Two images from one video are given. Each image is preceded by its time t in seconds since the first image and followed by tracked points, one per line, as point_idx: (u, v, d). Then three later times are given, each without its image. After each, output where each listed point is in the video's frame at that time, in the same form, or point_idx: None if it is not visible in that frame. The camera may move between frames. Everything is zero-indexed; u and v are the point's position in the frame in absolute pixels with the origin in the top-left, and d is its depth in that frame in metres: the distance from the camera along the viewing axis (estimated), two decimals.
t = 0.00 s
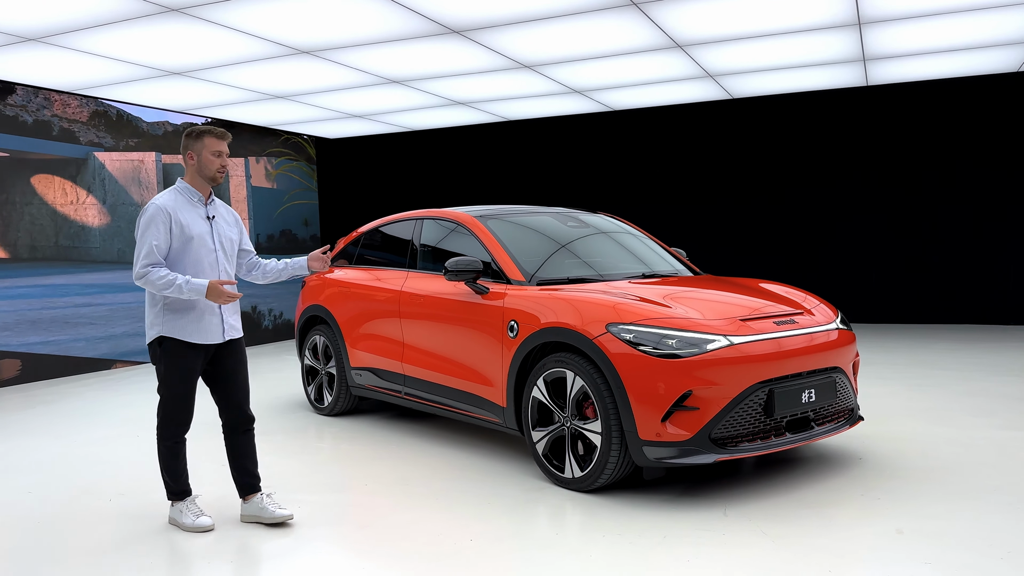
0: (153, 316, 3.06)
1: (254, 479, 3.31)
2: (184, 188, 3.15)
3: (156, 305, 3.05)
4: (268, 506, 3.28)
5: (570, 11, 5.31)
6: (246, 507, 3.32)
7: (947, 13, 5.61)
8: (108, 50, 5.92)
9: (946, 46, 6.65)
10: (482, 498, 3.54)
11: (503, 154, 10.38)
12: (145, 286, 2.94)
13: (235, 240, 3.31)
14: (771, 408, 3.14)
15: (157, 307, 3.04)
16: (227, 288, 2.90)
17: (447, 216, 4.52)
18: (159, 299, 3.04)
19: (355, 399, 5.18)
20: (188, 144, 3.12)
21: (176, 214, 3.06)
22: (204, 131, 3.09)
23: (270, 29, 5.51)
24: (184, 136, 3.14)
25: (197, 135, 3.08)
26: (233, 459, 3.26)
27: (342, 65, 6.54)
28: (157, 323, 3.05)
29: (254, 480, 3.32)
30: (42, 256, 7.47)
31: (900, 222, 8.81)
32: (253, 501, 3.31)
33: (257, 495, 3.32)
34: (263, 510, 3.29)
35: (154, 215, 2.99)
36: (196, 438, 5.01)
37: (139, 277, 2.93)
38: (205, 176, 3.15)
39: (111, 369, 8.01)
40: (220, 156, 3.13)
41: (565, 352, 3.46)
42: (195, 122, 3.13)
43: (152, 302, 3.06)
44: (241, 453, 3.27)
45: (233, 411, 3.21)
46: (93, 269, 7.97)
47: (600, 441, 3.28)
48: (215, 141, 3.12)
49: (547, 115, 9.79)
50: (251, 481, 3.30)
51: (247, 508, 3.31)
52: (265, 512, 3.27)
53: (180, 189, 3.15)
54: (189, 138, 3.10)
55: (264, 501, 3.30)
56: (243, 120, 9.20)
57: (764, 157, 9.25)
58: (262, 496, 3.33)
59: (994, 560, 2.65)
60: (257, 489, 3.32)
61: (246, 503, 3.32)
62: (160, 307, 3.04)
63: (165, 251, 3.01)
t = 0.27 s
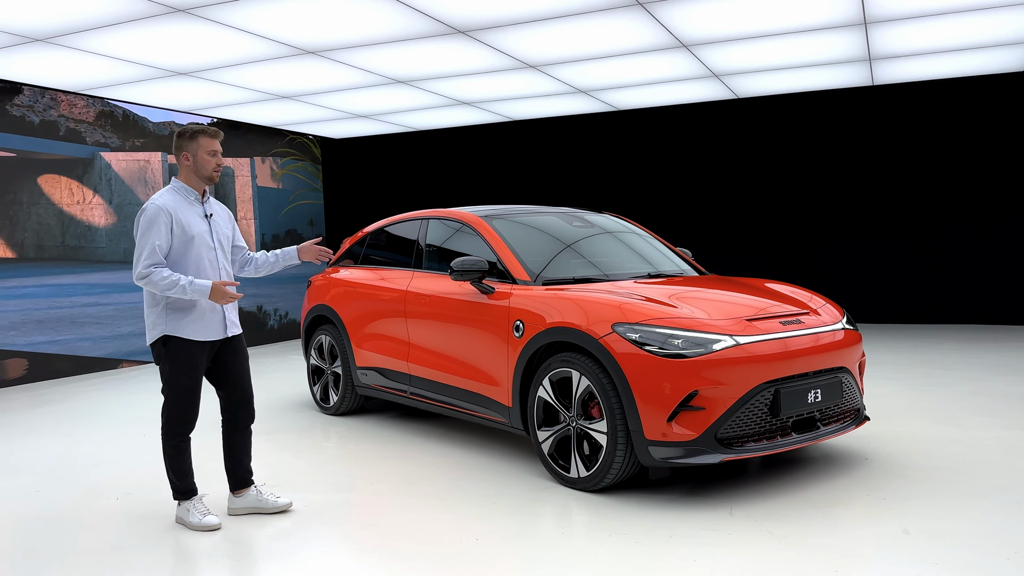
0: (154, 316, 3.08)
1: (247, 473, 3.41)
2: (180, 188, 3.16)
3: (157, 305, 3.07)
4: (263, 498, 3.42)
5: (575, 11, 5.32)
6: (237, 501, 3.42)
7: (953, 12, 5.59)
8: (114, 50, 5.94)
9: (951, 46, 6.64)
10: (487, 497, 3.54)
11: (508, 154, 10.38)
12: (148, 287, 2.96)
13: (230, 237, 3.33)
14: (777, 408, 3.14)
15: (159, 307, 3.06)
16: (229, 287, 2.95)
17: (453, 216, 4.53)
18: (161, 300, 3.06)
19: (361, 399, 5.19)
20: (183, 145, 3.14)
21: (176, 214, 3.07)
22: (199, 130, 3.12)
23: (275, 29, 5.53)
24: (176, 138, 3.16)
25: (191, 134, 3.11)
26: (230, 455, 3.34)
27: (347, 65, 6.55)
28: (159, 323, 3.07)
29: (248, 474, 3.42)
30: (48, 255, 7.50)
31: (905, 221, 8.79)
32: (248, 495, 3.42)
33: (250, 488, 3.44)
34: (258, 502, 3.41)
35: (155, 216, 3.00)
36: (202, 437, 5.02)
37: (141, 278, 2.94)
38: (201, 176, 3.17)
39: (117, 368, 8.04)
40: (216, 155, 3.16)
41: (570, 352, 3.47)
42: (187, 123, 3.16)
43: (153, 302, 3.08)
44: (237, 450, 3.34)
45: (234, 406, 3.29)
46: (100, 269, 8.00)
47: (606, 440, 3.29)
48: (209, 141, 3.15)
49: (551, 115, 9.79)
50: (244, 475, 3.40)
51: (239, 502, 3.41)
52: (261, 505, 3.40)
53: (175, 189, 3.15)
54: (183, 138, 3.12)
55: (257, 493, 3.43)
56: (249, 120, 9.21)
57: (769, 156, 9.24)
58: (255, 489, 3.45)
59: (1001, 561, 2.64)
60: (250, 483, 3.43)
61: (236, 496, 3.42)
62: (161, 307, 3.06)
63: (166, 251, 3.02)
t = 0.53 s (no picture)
0: (169, 315, 3.08)
1: (226, 470, 3.50)
2: (187, 188, 3.17)
3: (172, 304, 3.08)
4: (240, 494, 3.53)
5: (580, 11, 5.32)
6: (214, 495, 3.51)
7: (960, 12, 5.57)
8: (120, 51, 5.96)
9: (957, 45, 6.62)
10: (493, 498, 3.54)
11: (512, 155, 10.38)
12: (164, 286, 2.96)
13: (236, 236, 3.35)
14: (783, 409, 3.13)
15: (174, 306, 3.08)
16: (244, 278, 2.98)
17: (457, 216, 4.53)
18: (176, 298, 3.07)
19: (366, 399, 5.19)
20: (186, 146, 3.14)
21: (186, 215, 3.08)
22: (200, 130, 3.12)
23: (281, 30, 5.54)
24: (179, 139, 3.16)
25: (193, 135, 3.11)
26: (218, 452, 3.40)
27: (352, 66, 6.56)
28: (175, 322, 3.08)
29: (226, 471, 3.50)
30: (54, 256, 7.53)
31: (911, 221, 8.77)
32: (226, 490, 3.52)
33: (227, 484, 3.53)
34: (235, 498, 3.52)
35: (167, 216, 3.01)
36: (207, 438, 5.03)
37: (157, 278, 2.94)
38: (206, 175, 3.18)
39: (123, 368, 8.06)
40: (218, 154, 3.17)
41: (575, 353, 3.46)
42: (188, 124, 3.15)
43: (166, 301, 3.09)
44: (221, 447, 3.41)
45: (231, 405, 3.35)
46: (105, 269, 8.02)
47: (611, 441, 3.28)
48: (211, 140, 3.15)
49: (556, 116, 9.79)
50: (223, 472, 3.49)
51: (216, 497, 3.51)
52: (240, 500, 3.51)
53: (182, 189, 3.17)
54: (186, 140, 3.13)
55: (234, 489, 3.54)
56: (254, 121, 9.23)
57: (775, 156, 9.22)
58: (232, 485, 3.55)
59: (1009, 562, 2.63)
60: (227, 480, 3.52)
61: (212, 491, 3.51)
62: (176, 305, 3.08)
63: (180, 250, 3.04)
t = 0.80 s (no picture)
0: (180, 313, 3.09)
1: (230, 470, 3.51)
2: (203, 189, 3.18)
3: (183, 302, 3.09)
4: (244, 494, 3.54)
5: (584, 12, 5.32)
6: (219, 496, 3.52)
7: (965, 12, 5.56)
8: (125, 52, 5.98)
9: (961, 46, 6.61)
10: (497, 499, 3.54)
11: (516, 155, 10.38)
12: (177, 285, 2.97)
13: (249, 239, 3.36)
14: (788, 410, 3.12)
15: (185, 304, 3.08)
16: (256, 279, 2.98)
17: (462, 217, 4.53)
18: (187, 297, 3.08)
19: (370, 400, 5.19)
20: (202, 148, 3.16)
21: (202, 215, 3.09)
22: (218, 132, 3.16)
23: (286, 31, 5.54)
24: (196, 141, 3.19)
25: (211, 137, 3.14)
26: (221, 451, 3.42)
27: (356, 67, 6.57)
28: (185, 320, 3.08)
29: (229, 471, 3.50)
30: (59, 257, 7.55)
31: (916, 222, 8.75)
32: (229, 491, 3.52)
33: (230, 485, 3.54)
34: (238, 498, 3.53)
35: (183, 216, 3.02)
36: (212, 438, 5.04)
37: (170, 276, 2.95)
38: (222, 177, 3.20)
39: (128, 369, 8.08)
40: (235, 156, 3.20)
41: (579, 354, 3.46)
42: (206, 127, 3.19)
43: (177, 299, 3.10)
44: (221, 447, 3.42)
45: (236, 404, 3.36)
46: (110, 270, 8.04)
47: (615, 442, 3.28)
48: (228, 142, 3.19)
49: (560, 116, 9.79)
50: (226, 472, 3.49)
51: (219, 497, 3.51)
52: (243, 500, 3.52)
53: (198, 190, 3.18)
54: (203, 142, 3.15)
55: (238, 490, 3.54)
56: (259, 122, 9.24)
57: (779, 157, 9.21)
58: (235, 486, 3.56)
59: (1015, 564, 2.62)
60: (231, 481, 3.52)
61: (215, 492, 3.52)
62: (187, 303, 3.08)
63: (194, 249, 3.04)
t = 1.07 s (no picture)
0: (187, 312, 3.11)
1: (233, 471, 3.50)
2: (214, 191, 3.19)
3: (190, 301, 3.10)
4: (247, 496, 3.54)
5: (588, 13, 5.31)
6: (223, 497, 3.52)
7: (969, 13, 5.55)
8: (128, 54, 5.99)
9: (964, 47, 6.60)
10: (500, 500, 3.53)
11: (519, 156, 10.38)
12: (184, 284, 2.97)
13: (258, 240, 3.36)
14: (791, 411, 3.12)
15: (192, 303, 3.10)
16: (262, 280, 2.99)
17: (465, 218, 4.53)
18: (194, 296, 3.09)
19: (373, 401, 5.19)
20: (217, 151, 3.16)
21: (211, 216, 3.10)
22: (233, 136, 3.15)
23: (289, 32, 5.55)
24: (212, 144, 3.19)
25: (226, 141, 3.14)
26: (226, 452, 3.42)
27: (360, 68, 6.57)
28: (192, 319, 3.10)
29: (232, 471, 3.50)
30: (62, 258, 7.57)
31: (920, 222, 8.73)
32: (233, 492, 3.52)
33: (234, 487, 3.54)
34: (242, 500, 3.53)
35: (192, 216, 3.02)
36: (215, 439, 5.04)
37: (177, 275, 2.96)
38: (234, 181, 3.20)
39: (131, 370, 8.09)
40: (247, 161, 3.19)
41: (582, 355, 3.46)
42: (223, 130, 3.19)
43: (185, 299, 3.11)
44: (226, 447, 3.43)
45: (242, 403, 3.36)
46: (114, 271, 8.05)
47: (619, 443, 3.27)
48: (243, 147, 3.18)
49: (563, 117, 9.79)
50: (230, 473, 3.49)
51: (223, 498, 3.51)
52: (247, 502, 3.52)
53: (209, 191, 3.19)
54: (217, 145, 3.16)
55: (241, 491, 3.54)
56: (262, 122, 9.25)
57: (782, 157, 9.20)
58: (239, 487, 3.56)
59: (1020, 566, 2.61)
60: (234, 482, 3.52)
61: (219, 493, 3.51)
62: (194, 302, 3.10)
63: (202, 249, 3.05)
